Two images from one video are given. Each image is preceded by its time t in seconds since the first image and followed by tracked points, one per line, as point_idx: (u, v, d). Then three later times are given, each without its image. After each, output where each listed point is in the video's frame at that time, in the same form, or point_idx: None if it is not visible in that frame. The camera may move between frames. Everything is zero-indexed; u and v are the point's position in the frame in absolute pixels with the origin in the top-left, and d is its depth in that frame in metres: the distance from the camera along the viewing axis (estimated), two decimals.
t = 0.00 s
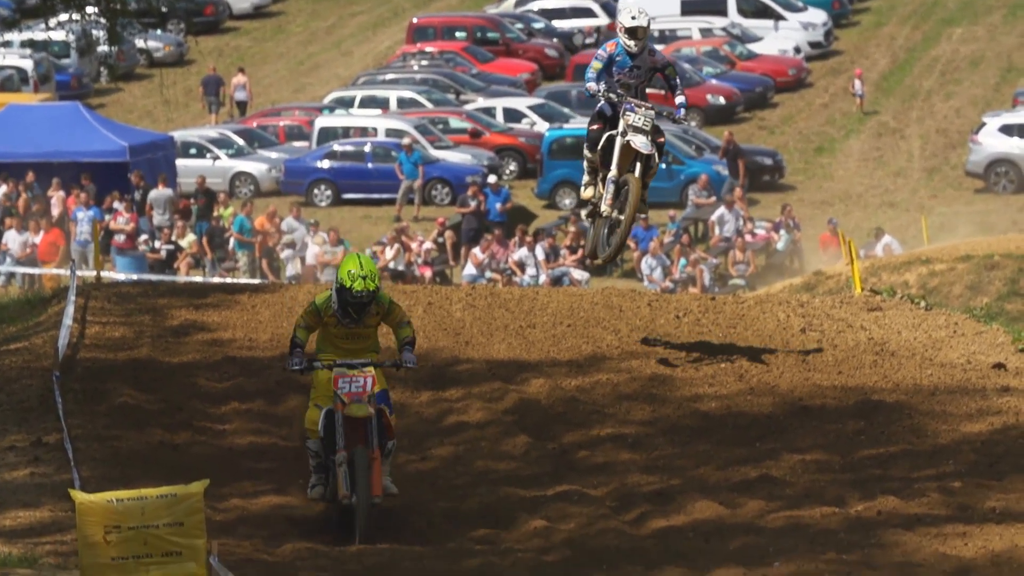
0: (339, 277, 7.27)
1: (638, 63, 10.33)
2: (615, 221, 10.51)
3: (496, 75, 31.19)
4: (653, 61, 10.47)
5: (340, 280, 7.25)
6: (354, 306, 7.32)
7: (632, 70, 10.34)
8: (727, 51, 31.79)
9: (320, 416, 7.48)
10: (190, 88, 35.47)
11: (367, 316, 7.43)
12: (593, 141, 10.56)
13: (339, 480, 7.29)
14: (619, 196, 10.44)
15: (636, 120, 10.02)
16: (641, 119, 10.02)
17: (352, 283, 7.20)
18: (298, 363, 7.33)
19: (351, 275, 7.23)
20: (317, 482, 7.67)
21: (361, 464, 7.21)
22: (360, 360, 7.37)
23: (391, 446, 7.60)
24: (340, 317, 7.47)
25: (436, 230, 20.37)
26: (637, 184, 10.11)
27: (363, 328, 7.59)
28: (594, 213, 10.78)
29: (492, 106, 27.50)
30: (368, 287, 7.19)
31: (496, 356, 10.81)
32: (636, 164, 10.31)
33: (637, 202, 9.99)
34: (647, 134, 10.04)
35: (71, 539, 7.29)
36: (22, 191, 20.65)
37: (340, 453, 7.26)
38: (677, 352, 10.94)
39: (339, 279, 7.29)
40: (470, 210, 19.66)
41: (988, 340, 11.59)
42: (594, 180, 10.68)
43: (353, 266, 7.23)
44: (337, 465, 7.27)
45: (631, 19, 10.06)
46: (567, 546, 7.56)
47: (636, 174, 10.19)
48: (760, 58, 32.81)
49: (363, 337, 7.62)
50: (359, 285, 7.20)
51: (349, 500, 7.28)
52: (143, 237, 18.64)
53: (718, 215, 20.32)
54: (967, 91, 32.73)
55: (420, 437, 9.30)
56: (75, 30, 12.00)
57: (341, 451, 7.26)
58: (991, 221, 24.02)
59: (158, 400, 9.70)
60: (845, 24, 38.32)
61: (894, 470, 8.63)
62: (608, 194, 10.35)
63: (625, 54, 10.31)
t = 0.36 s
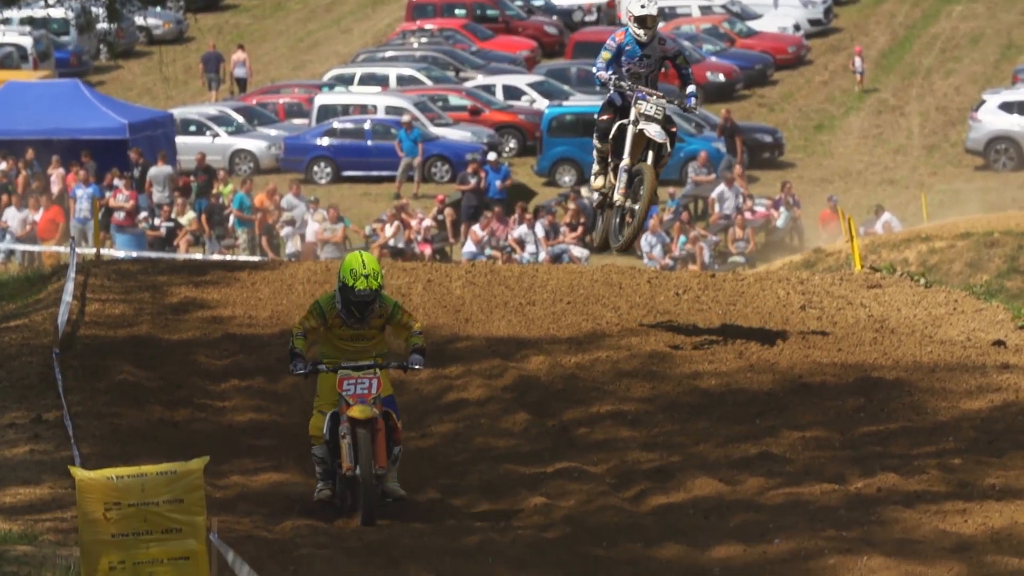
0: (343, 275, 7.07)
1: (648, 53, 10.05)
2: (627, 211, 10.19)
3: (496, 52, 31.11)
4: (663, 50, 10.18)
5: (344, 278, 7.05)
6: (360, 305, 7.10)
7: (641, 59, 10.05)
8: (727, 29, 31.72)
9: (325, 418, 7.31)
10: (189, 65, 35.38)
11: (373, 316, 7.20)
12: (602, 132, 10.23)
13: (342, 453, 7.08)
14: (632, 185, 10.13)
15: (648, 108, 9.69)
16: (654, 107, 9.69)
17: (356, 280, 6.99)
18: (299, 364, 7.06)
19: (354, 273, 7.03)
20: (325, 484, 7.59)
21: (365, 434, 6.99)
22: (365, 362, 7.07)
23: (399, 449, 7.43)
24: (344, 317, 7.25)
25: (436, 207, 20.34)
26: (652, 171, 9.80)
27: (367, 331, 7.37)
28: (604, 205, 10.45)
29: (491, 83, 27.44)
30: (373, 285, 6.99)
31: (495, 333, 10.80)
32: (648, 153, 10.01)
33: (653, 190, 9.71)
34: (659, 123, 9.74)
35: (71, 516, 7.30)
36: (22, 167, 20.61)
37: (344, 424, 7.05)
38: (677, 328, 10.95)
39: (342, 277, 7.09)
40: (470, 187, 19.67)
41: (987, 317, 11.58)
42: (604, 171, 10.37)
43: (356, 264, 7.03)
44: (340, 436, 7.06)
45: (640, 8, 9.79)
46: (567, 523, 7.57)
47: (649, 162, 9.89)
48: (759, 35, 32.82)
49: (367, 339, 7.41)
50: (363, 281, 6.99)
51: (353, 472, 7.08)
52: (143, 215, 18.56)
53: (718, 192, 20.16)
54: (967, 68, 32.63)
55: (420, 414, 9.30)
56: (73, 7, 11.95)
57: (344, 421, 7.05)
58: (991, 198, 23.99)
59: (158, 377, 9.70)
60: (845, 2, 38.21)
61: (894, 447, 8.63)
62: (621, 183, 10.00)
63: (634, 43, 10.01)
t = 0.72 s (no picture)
0: (348, 263, 7.01)
1: (660, 43, 9.61)
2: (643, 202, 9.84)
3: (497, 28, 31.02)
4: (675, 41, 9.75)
5: (349, 267, 7.00)
6: (365, 295, 7.03)
7: (653, 50, 9.62)
8: (728, 6, 32.03)
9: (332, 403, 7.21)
10: (190, 41, 35.29)
11: (379, 305, 7.14)
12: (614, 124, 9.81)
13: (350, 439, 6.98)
14: (646, 175, 9.79)
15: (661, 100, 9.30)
16: (668, 97, 9.35)
17: (361, 268, 6.95)
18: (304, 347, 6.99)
19: (359, 262, 6.98)
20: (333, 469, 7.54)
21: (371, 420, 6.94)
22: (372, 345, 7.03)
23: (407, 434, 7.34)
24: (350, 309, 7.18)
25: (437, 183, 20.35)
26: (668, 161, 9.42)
27: (372, 323, 7.30)
28: (617, 196, 10.12)
29: (492, 59, 27.34)
30: (379, 273, 6.94)
31: (497, 308, 10.79)
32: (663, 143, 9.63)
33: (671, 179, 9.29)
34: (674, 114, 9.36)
35: (72, 492, 7.31)
36: (23, 144, 20.58)
37: (348, 410, 6.98)
38: (678, 303, 10.95)
39: (347, 267, 7.03)
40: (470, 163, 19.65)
41: (989, 293, 11.57)
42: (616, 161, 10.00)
43: (360, 252, 6.99)
44: (345, 422, 6.99)
45: None
46: (568, 499, 7.58)
47: (664, 152, 9.53)
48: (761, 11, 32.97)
49: (373, 333, 7.32)
50: (368, 268, 6.94)
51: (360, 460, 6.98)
52: (144, 191, 18.59)
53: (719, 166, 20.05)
54: (969, 43, 32.52)
55: (422, 389, 9.31)
56: None
57: (349, 406, 6.98)
58: (993, 174, 23.93)
59: (159, 353, 9.70)
60: None
61: (895, 422, 8.63)
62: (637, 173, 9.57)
63: (645, 33, 9.57)
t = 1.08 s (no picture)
0: (351, 250, 6.82)
1: (671, 36, 9.65)
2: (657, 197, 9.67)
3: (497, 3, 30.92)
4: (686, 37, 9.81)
5: (352, 253, 6.80)
6: (368, 281, 6.84)
7: (664, 44, 9.67)
8: None
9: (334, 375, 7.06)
10: (190, 17, 35.18)
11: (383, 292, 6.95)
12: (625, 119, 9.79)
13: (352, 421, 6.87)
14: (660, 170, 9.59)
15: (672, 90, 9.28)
16: (679, 89, 9.23)
17: (364, 255, 6.75)
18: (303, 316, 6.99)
19: (362, 248, 6.79)
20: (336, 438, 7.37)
21: (375, 404, 6.77)
22: (374, 314, 6.91)
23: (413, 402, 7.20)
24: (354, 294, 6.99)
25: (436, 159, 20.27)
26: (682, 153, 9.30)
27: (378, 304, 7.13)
28: (628, 190, 10.00)
29: (492, 35, 27.30)
30: (382, 259, 6.75)
31: (497, 284, 10.78)
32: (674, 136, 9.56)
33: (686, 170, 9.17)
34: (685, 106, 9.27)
35: (72, 467, 7.32)
36: (23, 120, 20.48)
37: (352, 391, 6.84)
38: (678, 279, 10.93)
39: (350, 253, 6.83)
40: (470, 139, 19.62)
41: (988, 268, 11.55)
42: (627, 157, 9.93)
43: (364, 238, 6.80)
44: (349, 403, 6.85)
45: None
46: (568, 474, 7.58)
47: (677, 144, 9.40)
48: None
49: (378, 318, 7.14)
50: (371, 256, 6.75)
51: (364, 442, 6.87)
52: (144, 166, 18.43)
53: (719, 142, 19.86)
54: (969, 18, 32.40)
55: (422, 365, 9.30)
56: None
57: (354, 387, 6.83)
58: (992, 149, 23.88)
59: (159, 329, 9.70)
60: None
61: (895, 397, 8.64)
62: (649, 166, 9.49)
63: (656, 28, 9.64)
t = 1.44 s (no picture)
0: (356, 223, 6.67)
1: (682, 32, 9.55)
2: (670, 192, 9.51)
3: None
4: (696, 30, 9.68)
5: (356, 228, 6.65)
6: (371, 256, 6.69)
7: (674, 39, 9.56)
8: None
9: (336, 340, 6.86)
10: None
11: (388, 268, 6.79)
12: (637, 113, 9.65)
13: (354, 401, 6.73)
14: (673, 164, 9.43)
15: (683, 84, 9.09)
16: (689, 82, 9.14)
17: (368, 231, 6.60)
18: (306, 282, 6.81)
19: (368, 223, 6.64)
20: (338, 407, 7.13)
21: (377, 381, 6.62)
22: (378, 278, 6.70)
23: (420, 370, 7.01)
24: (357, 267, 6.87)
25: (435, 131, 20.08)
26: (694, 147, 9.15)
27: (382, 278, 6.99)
28: (639, 186, 9.88)
29: (491, 8, 27.30)
30: (386, 236, 6.61)
31: (495, 257, 10.75)
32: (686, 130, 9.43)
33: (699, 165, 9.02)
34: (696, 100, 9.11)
35: (71, 441, 7.32)
36: (21, 94, 20.39)
37: (356, 372, 6.71)
38: (677, 252, 10.90)
39: (355, 226, 6.69)
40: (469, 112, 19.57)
41: (987, 241, 11.53)
42: (637, 153, 9.80)
43: (369, 214, 6.65)
44: (352, 384, 6.72)
45: None
46: (566, 447, 7.59)
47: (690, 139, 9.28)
48: None
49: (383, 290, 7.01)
50: (376, 232, 6.60)
51: (366, 424, 6.73)
52: (143, 140, 18.36)
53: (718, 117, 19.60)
54: None
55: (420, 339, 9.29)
56: None
57: (356, 368, 6.71)
58: (991, 122, 23.83)
59: (157, 303, 9.69)
60: None
61: (894, 369, 8.64)
62: (662, 161, 9.31)
63: (666, 23, 9.51)
